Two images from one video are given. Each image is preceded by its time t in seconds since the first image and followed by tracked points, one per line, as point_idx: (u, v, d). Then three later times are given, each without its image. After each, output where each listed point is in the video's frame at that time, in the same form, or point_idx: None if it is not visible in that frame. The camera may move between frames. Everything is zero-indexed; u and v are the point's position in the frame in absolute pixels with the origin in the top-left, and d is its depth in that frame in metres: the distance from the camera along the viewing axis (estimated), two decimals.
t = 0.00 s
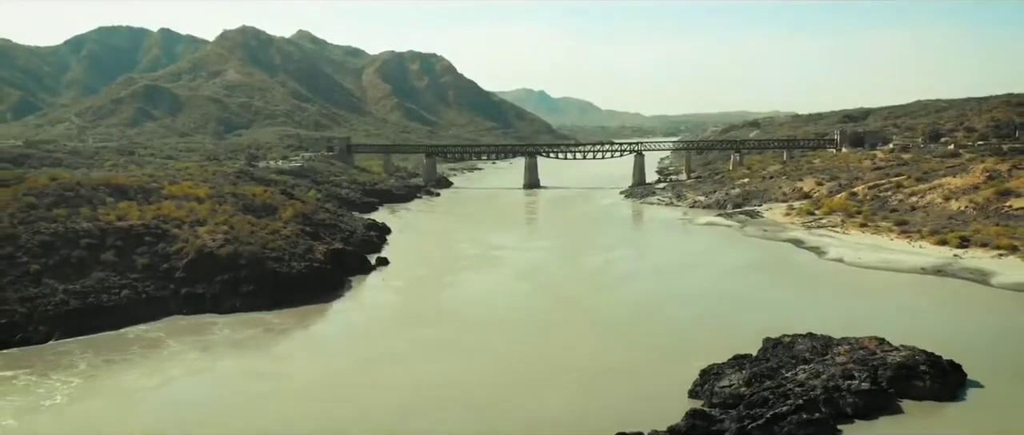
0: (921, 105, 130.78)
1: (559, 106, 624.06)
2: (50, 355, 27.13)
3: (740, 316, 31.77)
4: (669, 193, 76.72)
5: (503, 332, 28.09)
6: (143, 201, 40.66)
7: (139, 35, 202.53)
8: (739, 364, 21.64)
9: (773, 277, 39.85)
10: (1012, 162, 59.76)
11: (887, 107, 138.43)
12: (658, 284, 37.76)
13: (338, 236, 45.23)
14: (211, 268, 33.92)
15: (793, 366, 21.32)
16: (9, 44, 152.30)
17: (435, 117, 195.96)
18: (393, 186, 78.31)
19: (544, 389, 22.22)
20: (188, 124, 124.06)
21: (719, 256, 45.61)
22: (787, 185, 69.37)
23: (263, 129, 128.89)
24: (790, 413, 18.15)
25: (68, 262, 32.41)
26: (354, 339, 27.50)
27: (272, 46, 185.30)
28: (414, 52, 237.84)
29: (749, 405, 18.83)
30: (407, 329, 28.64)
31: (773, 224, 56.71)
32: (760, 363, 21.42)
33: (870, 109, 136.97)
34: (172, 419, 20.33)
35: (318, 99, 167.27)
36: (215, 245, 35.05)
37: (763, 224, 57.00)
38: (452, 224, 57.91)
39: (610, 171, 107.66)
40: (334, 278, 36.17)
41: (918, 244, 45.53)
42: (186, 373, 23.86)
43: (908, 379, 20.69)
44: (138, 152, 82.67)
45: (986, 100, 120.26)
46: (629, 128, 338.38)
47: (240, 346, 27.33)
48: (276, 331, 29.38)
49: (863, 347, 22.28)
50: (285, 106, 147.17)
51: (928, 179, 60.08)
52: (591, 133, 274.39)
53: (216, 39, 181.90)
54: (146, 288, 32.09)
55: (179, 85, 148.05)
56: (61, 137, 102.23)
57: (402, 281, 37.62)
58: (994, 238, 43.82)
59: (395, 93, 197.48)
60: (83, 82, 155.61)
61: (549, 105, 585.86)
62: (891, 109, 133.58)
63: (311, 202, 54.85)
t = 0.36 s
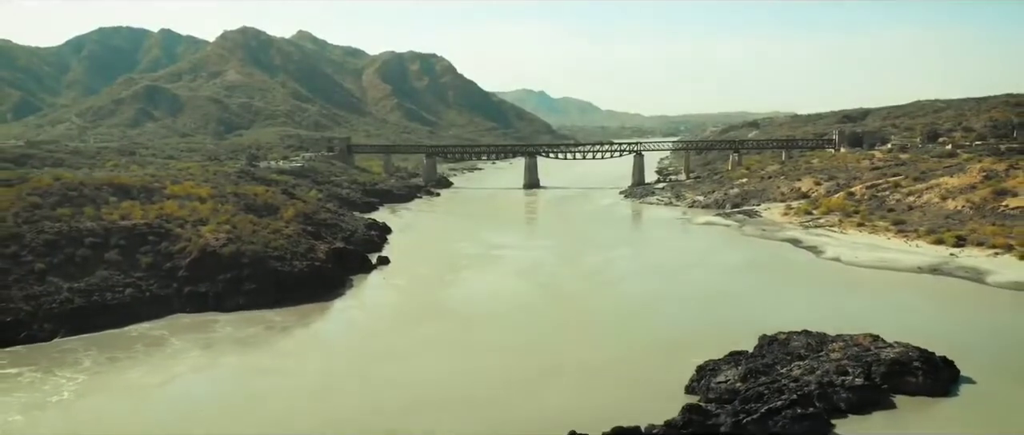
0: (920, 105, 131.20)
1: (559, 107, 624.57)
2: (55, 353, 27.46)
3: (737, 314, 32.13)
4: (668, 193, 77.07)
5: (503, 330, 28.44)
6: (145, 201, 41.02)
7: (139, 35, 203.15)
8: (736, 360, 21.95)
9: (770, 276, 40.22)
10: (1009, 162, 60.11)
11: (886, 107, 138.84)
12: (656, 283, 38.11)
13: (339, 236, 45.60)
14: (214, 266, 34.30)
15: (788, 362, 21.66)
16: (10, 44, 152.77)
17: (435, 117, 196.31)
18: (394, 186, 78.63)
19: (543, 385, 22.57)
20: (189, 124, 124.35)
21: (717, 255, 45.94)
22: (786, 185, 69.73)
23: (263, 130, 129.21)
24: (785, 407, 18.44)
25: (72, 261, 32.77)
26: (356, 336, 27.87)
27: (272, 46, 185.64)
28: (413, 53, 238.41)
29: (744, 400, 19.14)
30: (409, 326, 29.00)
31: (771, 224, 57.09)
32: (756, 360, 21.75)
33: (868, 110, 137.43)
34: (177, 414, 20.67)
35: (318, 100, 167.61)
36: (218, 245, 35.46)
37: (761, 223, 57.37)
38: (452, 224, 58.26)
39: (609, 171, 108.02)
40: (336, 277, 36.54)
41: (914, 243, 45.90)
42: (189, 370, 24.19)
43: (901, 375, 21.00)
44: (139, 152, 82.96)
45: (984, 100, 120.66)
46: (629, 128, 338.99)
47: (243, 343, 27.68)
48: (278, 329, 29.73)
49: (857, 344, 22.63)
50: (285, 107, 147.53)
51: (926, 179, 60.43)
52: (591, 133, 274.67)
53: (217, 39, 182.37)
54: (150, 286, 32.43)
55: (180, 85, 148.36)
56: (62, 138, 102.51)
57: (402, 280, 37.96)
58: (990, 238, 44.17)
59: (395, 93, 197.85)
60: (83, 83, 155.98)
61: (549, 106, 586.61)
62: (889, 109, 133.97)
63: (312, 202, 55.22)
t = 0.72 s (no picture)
0: (918, 102, 131.55)
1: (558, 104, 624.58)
2: (60, 348, 27.81)
3: (735, 309, 32.51)
4: (667, 191, 77.40)
5: (504, 324, 28.78)
6: (148, 198, 41.36)
7: (139, 33, 203.38)
8: (732, 354, 22.28)
9: (767, 272, 40.57)
10: (1006, 159, 60.44)
11: (885, 104, 139.10)
12: (655, 279, 38.46)
13: (341, 233, 45.96)
14: (216, 263, 34.67)
15: (784, 356, 21.99)
16: (10, 42, 152.93)
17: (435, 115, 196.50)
18: (394, 184, 78.94)
19: (545, 378, 22.92)
20: (189, 122, 124.58)
21: (715, 251, 46.30)
22: (784, 182, 70.06)
23: (264, 127, 129.47)
24: (779, 400, 18.75)
25: (76, 257, 33.11)
26: (357, 331, 28.24)
27: (273, 44, 185.85)
28: (413, 51, 238.68)
29: (739, 393, 19.44)
30: (409, 321, 29.35)
31: (769, 220, 57.44)
32: (752, 353, 22.08)
33: (868, 107, 137.71)
34: (182, 406, 21.01)
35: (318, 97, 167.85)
36: (220, 241, 35.82)
37: (759, 220, 57.73)
38: (452, 221, 58.60)
39: (609, 169, 108.34)
40: (337, 273, 36.89)
41: (911, 240, 46.24)
42: (192, 364, 24.53)
43: (894, 369, 21.32)
44: (140, 150, 83.23)
45: (983, 97, 121.02)
46: (628, 125, 339.19)
47: (246, 338, 28.03)
48: (280, 324, 30.06)
49: (852, 338, 22.97)
50: (285, 105, 147.80)
51: (923, 176, 60.77)
52: (590, 131, 275.00)
53: (217, 37, 182.55)
54: (153, 282, 32.78)
55: (180, 83, 148.56)
56: (63, 136, 102.77)
57: (403, 276, 38.28)
58: (986, 234, 44.50)
59: (395, 91, 198.07)
60: (83, 81, 156.18)
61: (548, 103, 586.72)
62: (888, 106, 134.30)
63: (313, 199, 55.55)
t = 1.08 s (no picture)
0: (918, 86, 131.47)
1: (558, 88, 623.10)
2: (65, 329, 28.23)
3: (732, 292, 32.87)
4: (666, 175, 77.67)
5: (504, 306, 29.16)
6: (150, 181, 41.68)
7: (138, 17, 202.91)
8: (727, 334, 22.69)
9: (765, 255, 40.93)
10: (1003, 143, 60.65)
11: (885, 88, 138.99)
12: (653, 262, 38.82)
13: (342, 217, 46.30)
14: (219, 246, 35.04)
15: (778, 336, 22.41)
16: (9, 26, 152.59)
17: (434, 99, 196.29)
18: (394, 168, 79.18)
19: (545, 359, 23.30)
20: (188, 106, 124.54)
21: (713, 235, 46.66)
22: (783, 166, 70.30)
23: (264, 111, 129.49)
24: (772, 378, 19.16)
25: (80, 241, 33.50)
26: (359, 313, 28.64)
27: (272, 28, 185.42)
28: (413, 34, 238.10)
29: (733, 372, 19.85)
30: (410, 303, 29.76)
31: (767, 204, 57.77)
32: (747, 334, 22.48)
33: (867, 91, 137.64)
34: (187, 385, 21.41)
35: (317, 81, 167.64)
36: (222, 225, 36.19)
37: (758, 204, 58.06)
38: (452, 205, 58.89)
39: (608, 153, 108.50)
40: (338, 256, 37.26)
41: (907, 223, 46.59)
42: (196, 345, 24.93)
43: (886, 349, 21.74)
44: (140, 134, 83.42)
45: (983, 81, 121.01)
46: (628, 109, 338.85)
47: (249, 320, 28.44)
48: (282, 306, 30.50)
49: (845, 319, 23.39)
50: (285, 89, 147.72)
51: (921, 160, 61.02)
52: (590, 115, 274.48)
53: (216, 21, 182.06)
54: (157, 265, 33.16)
55: (179, 67, 148.39)
56: (63, 120, 102.76)
57: (403, 259, 38.65)
58: (982, 217, 44.85)
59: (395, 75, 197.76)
60: (83, 65, 155.88)
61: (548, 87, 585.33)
62: (888, 90, 134.23)
63: (314, 183, 55.85)
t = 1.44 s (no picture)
0: (918, 73, 131.35)
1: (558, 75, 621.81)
2: (70, 314, 28.56)
3: (730, 278, 33.19)
4: (666, 162, 77.85)
5: (504, 292, 29.46)
6: (152, 168, 41.92)
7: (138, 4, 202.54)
8: (723, 318, 23.02)
9: (764, 242, 41.19)
10: (1002, 130, 60.79)
11: (885, 75, 138.82)
12: (653, 248, 39.11)
13: (342, 203, 46.56)
14: (221, 232, 35.33)
15: (773, 321, 22.74)
16: (8, 14, 152.34)
17: (434, 86, 196.03)
18: (394, 155, 79.37)
19: (545, 344, 23.62)
20: (188, 94, 124.47)
21: (712, 222, 46.94)
22: (782, 153, 70.48)
23: (263, 99, 129.49)
24: (767, 361, 19.47)
25: (84, 227, 33.80)
26: (360, 298, 28.96)
27: (271, 15, 185.02)
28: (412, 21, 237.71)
29: (729, 355, 20.15)
30: (411, 289, 30.07)
31: (766, 191, 58.03)
32: (743, 318, 22.81)
33: (868, 78, 137.53)
34: (191, 367, 21.73)
35: (317, 68, 167.44)
36: (224, 211, 36.47)
37: (756, 191, 58.34)
38: (452, 192, 59.13)
39: (608, 140, 108.64)
40: (339, 242, 37.52)
41: (905, 210, 46.84)
42: (200, 330, 25.24)
43: (880, 333, 22.06)
44: (140, 121, 83.53)
45: (983, 68, 120.92)
46: (628, 96, 338.35)
47: (251, 305, 28.77)
48: (284, 292, 30.81)
49: (840, 303, 23.72)
50: (284, 76, 147.58)
51: (919, 147, 61.22)
52: (590, 102, 274.04)
53: (216, 7, 181.64)
54: (159, 251, 33.46)
55: (179, 54, 148.20)
56: (63, 108, 102.84)
57: (404, 246, 38.92)
58: (978, 204, 45.08)
59: (394, 62, 197.47)
60: (82, 53, 155.69)
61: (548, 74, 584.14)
62: (888, 77, 134.09)
63: (314, 170, 56.06)
